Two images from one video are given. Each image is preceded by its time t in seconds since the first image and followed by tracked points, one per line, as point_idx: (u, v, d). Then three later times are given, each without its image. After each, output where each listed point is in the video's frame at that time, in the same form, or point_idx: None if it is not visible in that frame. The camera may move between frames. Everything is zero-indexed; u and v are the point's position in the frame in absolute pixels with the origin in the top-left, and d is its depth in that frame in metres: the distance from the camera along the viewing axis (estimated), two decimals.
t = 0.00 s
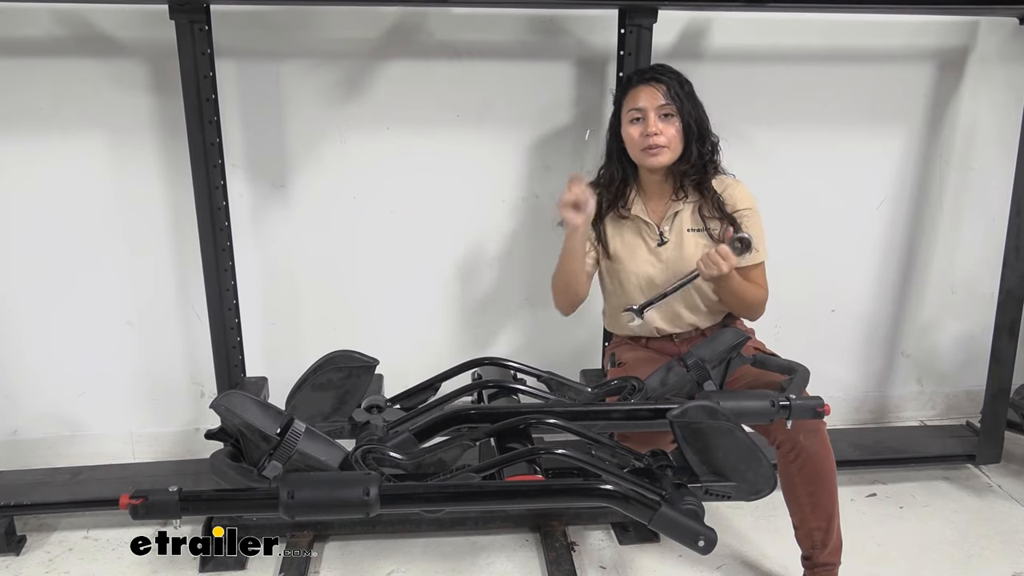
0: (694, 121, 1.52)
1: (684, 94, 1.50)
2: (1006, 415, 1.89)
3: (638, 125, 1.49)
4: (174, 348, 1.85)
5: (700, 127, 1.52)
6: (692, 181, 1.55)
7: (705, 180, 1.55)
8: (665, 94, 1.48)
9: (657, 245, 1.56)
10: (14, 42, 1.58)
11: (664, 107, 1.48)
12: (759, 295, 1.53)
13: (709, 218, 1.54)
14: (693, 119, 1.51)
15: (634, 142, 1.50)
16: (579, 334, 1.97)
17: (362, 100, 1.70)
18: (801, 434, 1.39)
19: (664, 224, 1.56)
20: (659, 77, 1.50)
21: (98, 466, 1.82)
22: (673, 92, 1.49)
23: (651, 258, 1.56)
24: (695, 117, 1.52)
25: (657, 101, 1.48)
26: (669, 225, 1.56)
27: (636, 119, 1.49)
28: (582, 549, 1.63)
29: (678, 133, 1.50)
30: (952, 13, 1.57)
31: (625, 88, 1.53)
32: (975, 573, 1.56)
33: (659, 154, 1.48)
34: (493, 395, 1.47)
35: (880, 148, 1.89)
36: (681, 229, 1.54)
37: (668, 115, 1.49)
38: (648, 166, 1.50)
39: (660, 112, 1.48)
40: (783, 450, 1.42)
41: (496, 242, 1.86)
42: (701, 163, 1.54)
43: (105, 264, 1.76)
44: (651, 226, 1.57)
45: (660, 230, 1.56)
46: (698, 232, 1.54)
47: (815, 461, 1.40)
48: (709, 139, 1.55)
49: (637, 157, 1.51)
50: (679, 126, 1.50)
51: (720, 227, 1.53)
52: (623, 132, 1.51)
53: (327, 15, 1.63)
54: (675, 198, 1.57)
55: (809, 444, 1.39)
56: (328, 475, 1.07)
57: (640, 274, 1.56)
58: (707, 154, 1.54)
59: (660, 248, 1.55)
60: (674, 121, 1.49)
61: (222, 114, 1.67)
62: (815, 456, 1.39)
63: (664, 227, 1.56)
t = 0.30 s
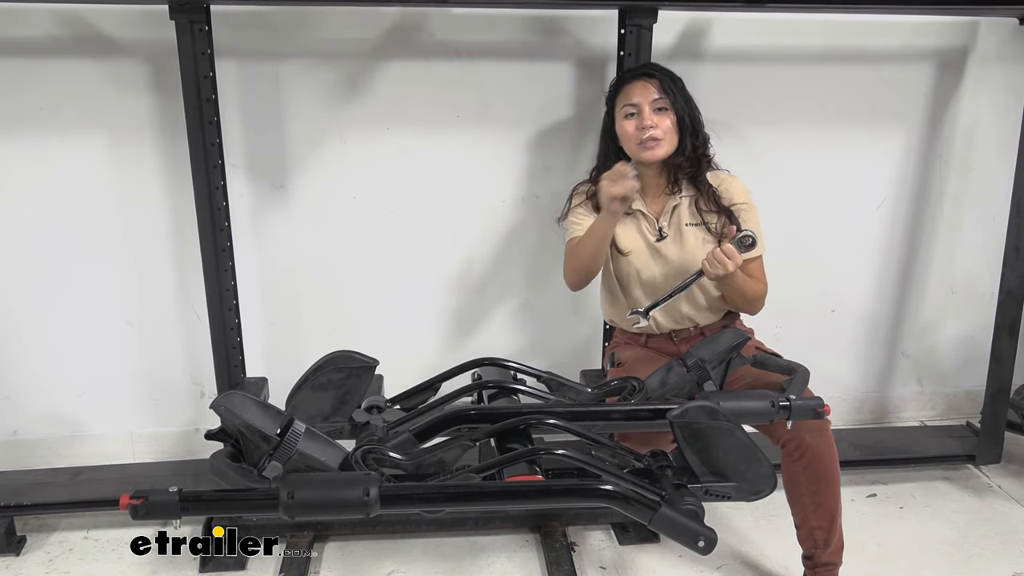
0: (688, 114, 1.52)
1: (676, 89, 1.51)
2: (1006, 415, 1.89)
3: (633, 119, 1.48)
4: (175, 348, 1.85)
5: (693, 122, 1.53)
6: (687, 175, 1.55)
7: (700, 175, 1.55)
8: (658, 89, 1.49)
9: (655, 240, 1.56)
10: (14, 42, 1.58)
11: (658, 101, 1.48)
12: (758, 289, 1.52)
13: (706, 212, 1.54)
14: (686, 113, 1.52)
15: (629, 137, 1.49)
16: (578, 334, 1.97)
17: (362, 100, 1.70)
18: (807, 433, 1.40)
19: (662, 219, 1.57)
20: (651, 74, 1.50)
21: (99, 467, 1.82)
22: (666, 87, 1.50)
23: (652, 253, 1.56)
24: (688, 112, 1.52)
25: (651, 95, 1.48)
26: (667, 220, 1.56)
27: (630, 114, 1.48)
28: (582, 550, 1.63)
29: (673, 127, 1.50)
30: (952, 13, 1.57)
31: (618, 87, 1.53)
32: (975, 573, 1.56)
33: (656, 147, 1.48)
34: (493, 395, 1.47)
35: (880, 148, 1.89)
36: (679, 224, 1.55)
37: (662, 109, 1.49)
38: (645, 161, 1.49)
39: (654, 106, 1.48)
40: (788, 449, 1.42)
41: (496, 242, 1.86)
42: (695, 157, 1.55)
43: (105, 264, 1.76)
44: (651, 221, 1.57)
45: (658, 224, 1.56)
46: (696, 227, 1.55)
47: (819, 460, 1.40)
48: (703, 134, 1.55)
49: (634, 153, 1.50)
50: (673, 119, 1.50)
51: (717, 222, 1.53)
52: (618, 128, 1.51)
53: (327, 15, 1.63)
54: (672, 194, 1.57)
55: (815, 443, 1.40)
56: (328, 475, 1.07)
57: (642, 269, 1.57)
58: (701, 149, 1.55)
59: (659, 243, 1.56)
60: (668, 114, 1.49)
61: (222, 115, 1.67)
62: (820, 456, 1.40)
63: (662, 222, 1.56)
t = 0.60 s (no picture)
0: (690, 116, 1.52)
1: (679, 89, 1.51)
2: (1006, 415, 1.89)
3: (636, 120, 1.48)
4: (175, 348, 1.85)
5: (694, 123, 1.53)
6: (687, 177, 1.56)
7: (699, 176, 1.56)
8: (661, 90, 1.49)
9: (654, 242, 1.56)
10: (14, 42, 1.58)
11: (661, 102, 1.48)
12: (758, 291, 1.52)
13: (704, 213, 1.55)
14: (689, 115, 1.52)
15: (632, 137, 1.49)
16: (578, 334, 1.97)
17: (362, 100, 1.70)
18: (824, 428, 1.39)
19: (660, 220, 1.56)
20: (654, 74, 1.51)
21: (99, 467, 1.82)
22: (669, 88, 1.50)
23: (651, 254, 1.56)
24: (690, 114, 1.52)
25: (654, 95, 1.48)
26: (666, 221, 1.56)
27: (634, 114, 1.48)
28: (582, 550, 1.63)
29: (676, 128, 1.50)
30: (952, 13, 1.57)
31: (620, 86, 1.53)
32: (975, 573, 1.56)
33: (659, 148, 1.48)
34: (493, 395, 1.47)
35: (880, 149, 1.90)
36: (678, 225, 1.55)
37: (665, 110, 1.49)
38: (647, 161, 1.50)
39: (658, 107, 1.48)
40: (803, 445, 1.40)
41: (496, 242, 1.86)
42: (694, 159, 1.56)
43: (105, 264, 1.76)
44: (649, 222, 1.56)
45: (656, 226, 1.56)
46: (694, 228, 1.55)
47: (832, 456, 1.40)
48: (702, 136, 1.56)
49: (636, 153, 1.50)
50: (676, 121, 1.50)
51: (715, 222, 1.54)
52: (620, 127, 1.51)
53: (327, 16, 1.63)
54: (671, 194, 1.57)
55: (830, 439, 1.39)
56: (328, 475, 1.07)
57: (641, 270, 1.57)
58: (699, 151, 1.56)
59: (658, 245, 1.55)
60: (672, 115, 1.49)
61: (222, 115, 1.67)
62: (834, 451, 1.39)
63: (661, 224, 1.56)
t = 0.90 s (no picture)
0: (690, 121, 1.52)
1: (680, 94, 1.51)
2: (1006, 415, 1.89)
3: (633, 125, 1.49)
4: (175, 348, 1.85)
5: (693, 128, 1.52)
6: (684, 182, 1.55)
7: (698, 181, 1.54)
8: (661, 95, 1.49)
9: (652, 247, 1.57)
10: (14, 42, 1.58)
11: (661, 108, 1.49)
12: (757, 294, 1.54)
13: (702, 218, 1.54)
14: (689, 120, 1.51)
15: (629, 141, 1.50)
16: (579, 334, 1.97)
17: (362, 100, 1.70)
18: (825, 428, 1.39)
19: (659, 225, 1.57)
20: (656, 78, 1.50)
21: (99, 467, 1.82)
22: (669, 93, 1.49)
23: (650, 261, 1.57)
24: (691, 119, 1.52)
25: (654, 101, 1.48)
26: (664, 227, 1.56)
27: (632, 118, 1.49)
28: (582, 550, 1.63)
29: (675, 133, 1.51)
30: (951, 13, 1.57)
31: (621, 87, 1.53)
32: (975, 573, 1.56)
33: (655, 153, 1.49)
34: (493, 395, 1.47)
35: (880, 149, 1.90)
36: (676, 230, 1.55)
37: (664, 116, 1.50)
38: (642, 165, 1.51)
39: (656, 113, 1.49)
40: (803, 443, 1.40)
41: (496, 242, 1.86)
42: (692, 164, 1.54)
43: (105, 264, 1.76)
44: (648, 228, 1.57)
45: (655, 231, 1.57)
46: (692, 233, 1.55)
47: (833, 456, 1.40)
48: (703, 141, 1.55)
49: (632, 157, 1.52)
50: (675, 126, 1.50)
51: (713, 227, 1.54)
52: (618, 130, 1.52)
53: (327, 16, 1.63)
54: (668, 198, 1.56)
55: (831, 438, 1.39)
56: (328, 475, 1.07)
57: (639, 276, 1.57)
58: (699, 156, 1.55)
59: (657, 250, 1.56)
60: (670, 121, 1.50)
61: (222, 114, 1.67)
62: (835, 451, 1.40)
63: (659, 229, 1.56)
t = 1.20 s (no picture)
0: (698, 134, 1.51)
1: (689, 106, 1.49)
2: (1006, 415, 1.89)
3: (640, 136, 1.49)
4: (175, 348, 1.85)
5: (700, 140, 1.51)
6: (688, 193, 1.54)
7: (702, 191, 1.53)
8: (670, 108, 1.47)
9: (652, 253, 1.56)
10: (14, 42, 1.58)
11: (668, 122, 1.48)
12: (760, 299, 1.57)
13: (703, 226, 1.54)
14: (697, 133, 1.51)
15: (636, 153, 1.49)
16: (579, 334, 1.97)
17: (362, 101, 1.70)
18: (834, 426, 1.39)
19: (659, 232, 1.56)
20: (666, 89, 1.47)
21: (99, 467, 1.82)
22: (679, 106, 1.48)
23: (650, 268, 1.57)
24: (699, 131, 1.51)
25: (662, 114, 1.47)
26: (664, 233, 1.56)
27: (639, 130, 1.49)
28: (582, 550, 1.63)
29: (683, 147, 1.50)
30: (952, 13, 1.57)
31: (628, 94, 1.52)
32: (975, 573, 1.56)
33: (661, 166, 1.49)
34: (493, 395, 1.47)
35: (880, 149, 1.90)
36: (676, 237, 1.55)
37: (672, 129, 1.49)
38: (648, 176, 1.51)
39: (664, 127, 1.48)
40: (811, 440, 1.41)
41: (496, 243, 1.86)
42: (697, 175, 1.53)
43: (105, 264, 1.76)
44: (648, 236, 1.56)
45: (655, 238, 1.56)
46: (693, 240, 1.54)
47: (841, 454, 1.40)
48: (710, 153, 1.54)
49: (636, 167, 1.51)
50: (682, 140, 1.49)
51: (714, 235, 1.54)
52: (624, 139, 1.51)
53: (327, 16, 1.63)
54: (670, 206, 1.55)
55: (839, 437, 1.39)
56: (328, 475, 1.07)
57: (640, 283, 1.57)
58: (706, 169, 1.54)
59: (657, 257, 1.56)
60: (678, 134, 1.49)
61: (222, 114, 1.67)
62: (842, 449, 1.40)
63: (659, 235, 1.56)
